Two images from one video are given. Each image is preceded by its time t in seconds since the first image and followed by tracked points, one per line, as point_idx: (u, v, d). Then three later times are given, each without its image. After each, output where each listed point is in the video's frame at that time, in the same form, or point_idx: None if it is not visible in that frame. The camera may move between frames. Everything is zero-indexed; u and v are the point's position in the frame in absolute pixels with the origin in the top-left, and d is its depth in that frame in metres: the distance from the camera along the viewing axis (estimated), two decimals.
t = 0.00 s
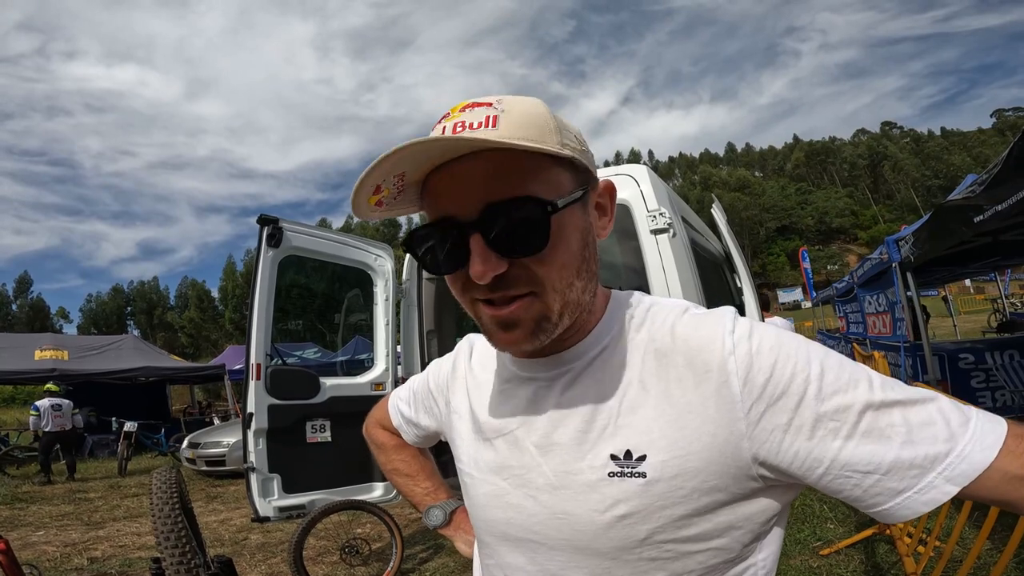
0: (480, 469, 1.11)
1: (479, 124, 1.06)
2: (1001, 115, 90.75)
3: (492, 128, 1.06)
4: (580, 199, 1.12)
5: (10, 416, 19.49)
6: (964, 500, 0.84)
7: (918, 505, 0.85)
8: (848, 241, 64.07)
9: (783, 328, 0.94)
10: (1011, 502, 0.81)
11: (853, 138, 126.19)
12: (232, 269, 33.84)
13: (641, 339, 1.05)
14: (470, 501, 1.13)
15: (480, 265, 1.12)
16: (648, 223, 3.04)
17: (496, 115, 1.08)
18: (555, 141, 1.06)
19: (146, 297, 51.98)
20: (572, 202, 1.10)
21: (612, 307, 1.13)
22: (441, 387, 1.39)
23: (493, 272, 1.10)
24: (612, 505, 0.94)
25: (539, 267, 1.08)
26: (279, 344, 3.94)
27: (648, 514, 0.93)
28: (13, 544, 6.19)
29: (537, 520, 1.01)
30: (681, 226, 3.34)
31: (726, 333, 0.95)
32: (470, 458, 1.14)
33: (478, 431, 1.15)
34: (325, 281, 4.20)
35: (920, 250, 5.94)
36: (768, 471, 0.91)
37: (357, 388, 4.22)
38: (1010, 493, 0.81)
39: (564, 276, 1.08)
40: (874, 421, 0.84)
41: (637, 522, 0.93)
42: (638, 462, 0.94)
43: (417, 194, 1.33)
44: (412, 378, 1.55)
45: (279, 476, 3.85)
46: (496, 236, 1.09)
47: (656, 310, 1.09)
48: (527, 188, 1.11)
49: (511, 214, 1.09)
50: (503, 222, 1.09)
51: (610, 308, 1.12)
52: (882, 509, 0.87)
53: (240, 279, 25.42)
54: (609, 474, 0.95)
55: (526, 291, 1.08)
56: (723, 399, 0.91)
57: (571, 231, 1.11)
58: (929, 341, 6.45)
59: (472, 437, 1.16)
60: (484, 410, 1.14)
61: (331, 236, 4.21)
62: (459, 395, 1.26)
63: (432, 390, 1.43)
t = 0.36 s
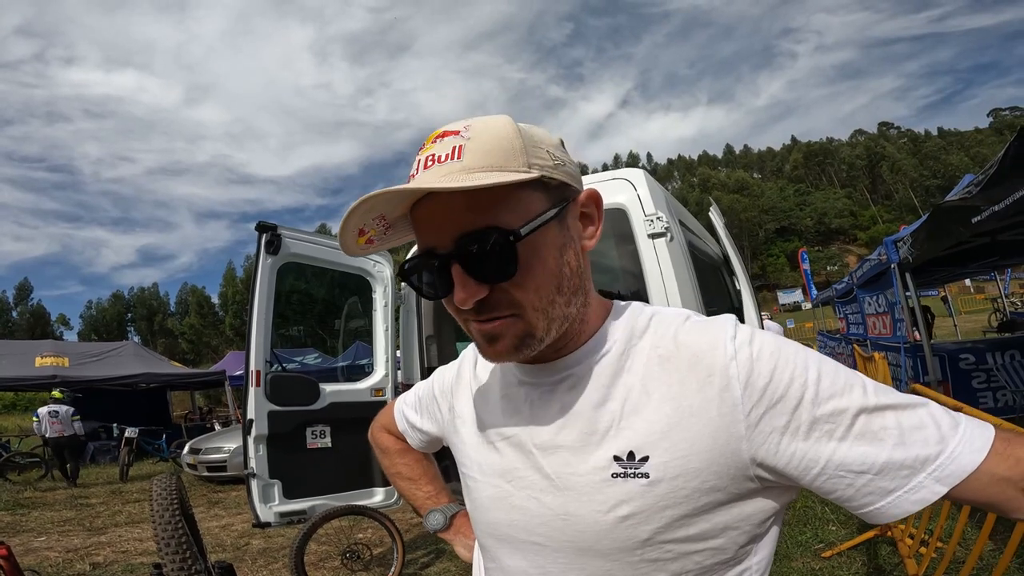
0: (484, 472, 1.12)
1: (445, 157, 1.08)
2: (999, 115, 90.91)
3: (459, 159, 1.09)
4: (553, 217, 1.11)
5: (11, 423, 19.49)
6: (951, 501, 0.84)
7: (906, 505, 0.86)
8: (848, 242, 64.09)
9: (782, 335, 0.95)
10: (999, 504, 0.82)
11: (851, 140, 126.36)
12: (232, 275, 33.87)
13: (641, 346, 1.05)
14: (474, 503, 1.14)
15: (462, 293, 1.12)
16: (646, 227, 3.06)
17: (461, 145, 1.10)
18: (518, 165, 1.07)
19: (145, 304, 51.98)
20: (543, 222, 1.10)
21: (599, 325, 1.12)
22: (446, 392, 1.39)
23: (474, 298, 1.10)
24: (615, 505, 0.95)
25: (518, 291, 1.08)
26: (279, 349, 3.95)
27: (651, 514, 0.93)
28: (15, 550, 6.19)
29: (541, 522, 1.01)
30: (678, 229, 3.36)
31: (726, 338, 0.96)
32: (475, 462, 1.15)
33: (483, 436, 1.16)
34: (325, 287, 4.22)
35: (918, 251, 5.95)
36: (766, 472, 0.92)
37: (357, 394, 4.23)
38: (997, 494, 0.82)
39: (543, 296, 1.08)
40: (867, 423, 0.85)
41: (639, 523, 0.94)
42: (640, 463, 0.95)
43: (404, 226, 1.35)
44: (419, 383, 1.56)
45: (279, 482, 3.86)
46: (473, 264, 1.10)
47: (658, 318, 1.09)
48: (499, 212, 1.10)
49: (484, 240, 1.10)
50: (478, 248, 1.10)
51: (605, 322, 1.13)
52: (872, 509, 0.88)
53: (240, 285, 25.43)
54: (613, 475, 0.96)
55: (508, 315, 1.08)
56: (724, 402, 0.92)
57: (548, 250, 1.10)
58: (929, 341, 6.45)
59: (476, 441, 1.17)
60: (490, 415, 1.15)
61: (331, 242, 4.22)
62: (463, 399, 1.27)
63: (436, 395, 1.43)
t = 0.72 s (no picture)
0: (477, 480, 1.15)
1: (439, 175, 1.11)
2: (995, 115, 91.24)
3: (452, 176, 1.11)
4: (546, 230, 1.15)
5: (11, 431, 19.46)
6: (928, 507, 0.86)
7: (882, 511, 0.88)
8: (846, 243, 64.17)
9: (762, 343, 0.98)
10: (974, 509, 0.84)
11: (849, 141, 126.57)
12: (232, 282, 33.91)
13: (627, 355, 1.08)
14: (469, 510, 1.17)
15: (462, 308, 1.14)
16: (641, 233, 3.08)
17: (453, 162, 1.12)
18: (511, 181, 1.10)
19: (145, 311, 51.97)
20: (538, 235, 1.13)
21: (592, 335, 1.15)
22: (440, 403, 1.41)
23: (475, 312, 1.13)
24: (603, 511, 0.97)
25: (515, 302, 1.11)
26: (279, 357, 3.97)
27: (638, 519, 0.95)
28: (17, 557, 6.19)
29: (532, 527, 1.04)
30: (673, 235, 3.39)
31: (708, 347, 0.99)
32: (468, 470, 1.17)
33: (476, 445, 1.18)
34: (324, 294, 4.24)
35: (914, 252, 5.98)
36: (748, 477, 0.94)
37: (357, 401, 4.25)
38: (971, 500, 0.84)
39: (541, 308, 1.11)
40: (844, 430, 0.87)
41: (627, 529, 0.96)
42: (626, 469, 0.97)
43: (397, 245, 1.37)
44: (414, 394, 1.58)
45: (279, 488, 3.87)
46: (472, 279, 1.13)
47: (642, 328, 1.12)
48: (493, 228, 1.13)
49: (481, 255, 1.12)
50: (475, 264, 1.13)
51: (594, 332, 1.15)
52: (850, 514, 0.90)
53: (240, 292, 25.46)
54: (599, 481, 0.98)
55: (508, 327, 1.11)
56: (705, 409, 0.94)
57: (542, 263, 1.14)
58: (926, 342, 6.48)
59: (470, 449, 1.19)
60: (481, 425, 1.17)
61: (329, 250, 4.25)
62: (457, 411, 1.29)
63: (431, 407, 1.45)
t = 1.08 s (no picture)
0: (474, 477, 1.15)
1: (444, 162, 1.11)
2: (997, 115, 91.03)
3: (456, 164, 1.11)
4: (548, 222, 1.15)
5: (13, 431, 19.48)
6: (936, 506, 0.87)
7: (889, 510, 0.88)
8: (848, 243, 64.09)
9: (767, 337, 0.98)
10: (982, 508, 0.85)
11: (850, 140, 126.47)
12: (234, 283, 33.92)
13: (628, 350, 1.08)
14: (465, 509, 1.17)
15: (462, 296, 1.15)
16: (643, 232, 3.09)
17: (458, 151, 1.12)
18: (515, 171, 1.10)
19: (146, 311, 52.05)
20: (541, 226, 1.14)
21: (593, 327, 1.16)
22: (440, 401, 1.42)
23: (474, 300, 1.13)
24: (601, 509, 0.97)
25: (515, 293, 1.11)
26: (280, 357, 3.97)
27: (636, 519, 0.95)
28: (19, 556, 6.20)
29: (528, 527, 1.04)
30: (675, 234, 3.39)
31: (712, 341, 0.99)
32: (466, 468, 1.18)
33: (474, 441, 1.18)
34: (325, 294, 4.24)
35: (916, 252, 5.97)
36: (750, 475, 0.94)
37: (359, 401, 4.26)
38: (979, 499, 0.84)
39: (542, 298, 1.11)
40: (850, 428, 0.87)
41: (625, 529, 0.95)
42: (624, 467, 0.97)
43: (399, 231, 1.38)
44: (416, 392, 1.59)
45: (281, 488, 3.88)
46: (473, 268, 1.13)
47: (644, 322, 1.12)
48: (496, 218, 1.14)
49: (483, 244, 1.13)
50: (477, 254, 1.14)
51: (595, 326, 1.15)
52: (855, 513, 0.90)
53: (241, 292, 25.45)
54: (597, 479, 0.98)
55: (508, 316, 1.12)
56: (708, 405, 0.94)
57: (544, 255, 1.14)
58: (929, 341, 6.47)
59: (469, 446, 1.19)
60: (479, 422, 1.18)
61: (329, 250, 4.24)
62: (456, 409, 1.29)
63: (431, 404, 1.46)
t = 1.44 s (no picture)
0: (466, 482, 1.14)
1: (437, 155, 1.10)
2: (997, 117, 91.10)
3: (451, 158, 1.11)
4: (545, 220, 1.15)
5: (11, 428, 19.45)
6: (936, 507, 0.87)
7: (890, 512, 0.89)
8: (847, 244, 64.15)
9: (766, 338, 0.97)
10: (982, 509, 0.85)
11: (850, 142, 126.53)
12: (233, 281, 33.89)
13: (624, 351, 1.08)
14: (457, 514, 1.16)
15: (454, 295, 1.14)
16: (642, 233, 3.09)
17: (453, 144, 1.12)
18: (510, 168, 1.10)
19: (146, 309, 52.04)
20: (538, 224, 1.14)
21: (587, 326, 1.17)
22: (430, 403, 1.41)
23: (466, 301, 1.13)
24: (599, 514, 0.96)
25: (509, 293, 1.11)
26: (279, 355, 3.97)
27: (635, 523, 0.95)
28: (17, 554, 6.19)
29: (524, 532, 1.03)
30: (675, 234, 3.39)
31: (710, 342, 0.99)
32: (458, 472, 1.17)
33: (467, 443, 1.18)
34: (325, 293, 4.24)
35: (915, 253, 5.98)
36: (750, 478, 0.94)
37: (358, 400, 4.26)
38: (979, 500, 0.85)
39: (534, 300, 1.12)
40: (851, 429, 0.87)
41: (624, 534, 0.95)
42: (622, 471, 0.97)
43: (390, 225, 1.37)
44: (405, 394, 1.59)
45: (280, 487, 3.88)
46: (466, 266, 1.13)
47: (641, 322, 1.12)
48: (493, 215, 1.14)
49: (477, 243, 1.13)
50: (471, 250, 1.13)
51: (590, 325, 1.16)
52: (856, 515, 0.90)
53: (240, 290, 25.42)
54: (595, 484, 0.98)
55: (499, 318, 1.11)
56: (708, 407, 0.94)
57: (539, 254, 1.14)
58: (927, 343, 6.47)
59: (459, 450, 1.19)
60: (471, 425, 1.17)
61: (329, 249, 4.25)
62: (448, 411, 1.28)
63: (421, 406, 1.46)
